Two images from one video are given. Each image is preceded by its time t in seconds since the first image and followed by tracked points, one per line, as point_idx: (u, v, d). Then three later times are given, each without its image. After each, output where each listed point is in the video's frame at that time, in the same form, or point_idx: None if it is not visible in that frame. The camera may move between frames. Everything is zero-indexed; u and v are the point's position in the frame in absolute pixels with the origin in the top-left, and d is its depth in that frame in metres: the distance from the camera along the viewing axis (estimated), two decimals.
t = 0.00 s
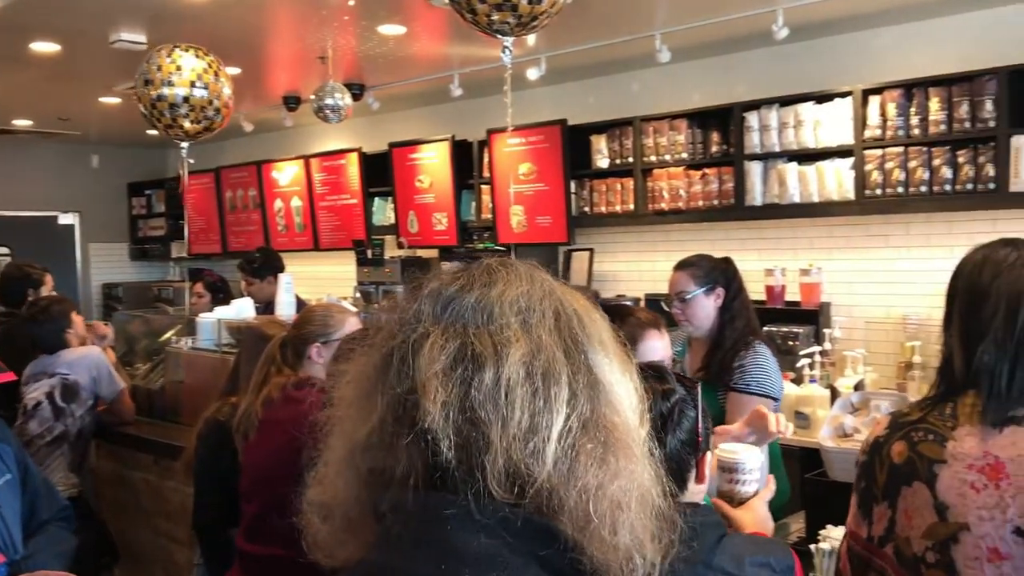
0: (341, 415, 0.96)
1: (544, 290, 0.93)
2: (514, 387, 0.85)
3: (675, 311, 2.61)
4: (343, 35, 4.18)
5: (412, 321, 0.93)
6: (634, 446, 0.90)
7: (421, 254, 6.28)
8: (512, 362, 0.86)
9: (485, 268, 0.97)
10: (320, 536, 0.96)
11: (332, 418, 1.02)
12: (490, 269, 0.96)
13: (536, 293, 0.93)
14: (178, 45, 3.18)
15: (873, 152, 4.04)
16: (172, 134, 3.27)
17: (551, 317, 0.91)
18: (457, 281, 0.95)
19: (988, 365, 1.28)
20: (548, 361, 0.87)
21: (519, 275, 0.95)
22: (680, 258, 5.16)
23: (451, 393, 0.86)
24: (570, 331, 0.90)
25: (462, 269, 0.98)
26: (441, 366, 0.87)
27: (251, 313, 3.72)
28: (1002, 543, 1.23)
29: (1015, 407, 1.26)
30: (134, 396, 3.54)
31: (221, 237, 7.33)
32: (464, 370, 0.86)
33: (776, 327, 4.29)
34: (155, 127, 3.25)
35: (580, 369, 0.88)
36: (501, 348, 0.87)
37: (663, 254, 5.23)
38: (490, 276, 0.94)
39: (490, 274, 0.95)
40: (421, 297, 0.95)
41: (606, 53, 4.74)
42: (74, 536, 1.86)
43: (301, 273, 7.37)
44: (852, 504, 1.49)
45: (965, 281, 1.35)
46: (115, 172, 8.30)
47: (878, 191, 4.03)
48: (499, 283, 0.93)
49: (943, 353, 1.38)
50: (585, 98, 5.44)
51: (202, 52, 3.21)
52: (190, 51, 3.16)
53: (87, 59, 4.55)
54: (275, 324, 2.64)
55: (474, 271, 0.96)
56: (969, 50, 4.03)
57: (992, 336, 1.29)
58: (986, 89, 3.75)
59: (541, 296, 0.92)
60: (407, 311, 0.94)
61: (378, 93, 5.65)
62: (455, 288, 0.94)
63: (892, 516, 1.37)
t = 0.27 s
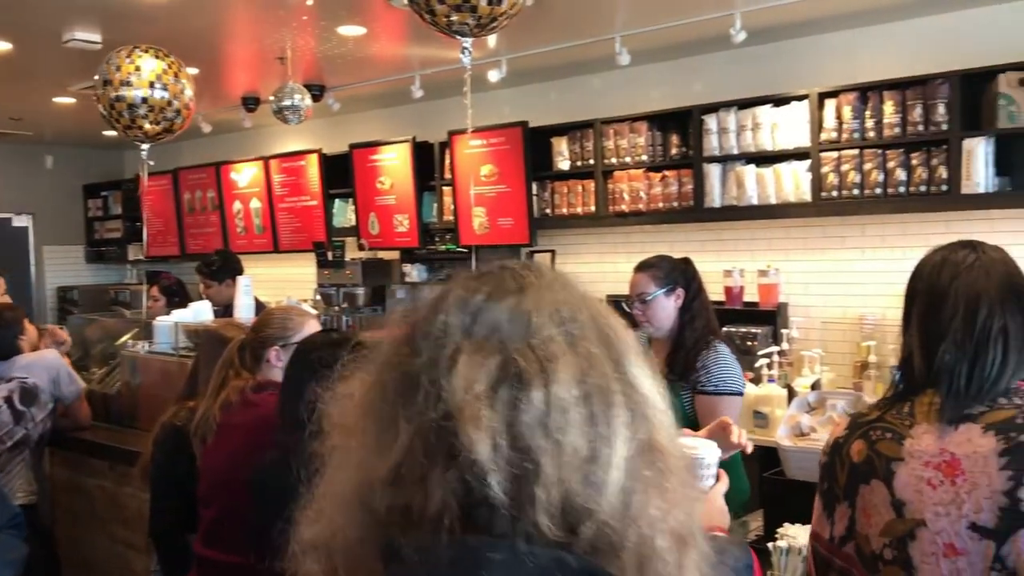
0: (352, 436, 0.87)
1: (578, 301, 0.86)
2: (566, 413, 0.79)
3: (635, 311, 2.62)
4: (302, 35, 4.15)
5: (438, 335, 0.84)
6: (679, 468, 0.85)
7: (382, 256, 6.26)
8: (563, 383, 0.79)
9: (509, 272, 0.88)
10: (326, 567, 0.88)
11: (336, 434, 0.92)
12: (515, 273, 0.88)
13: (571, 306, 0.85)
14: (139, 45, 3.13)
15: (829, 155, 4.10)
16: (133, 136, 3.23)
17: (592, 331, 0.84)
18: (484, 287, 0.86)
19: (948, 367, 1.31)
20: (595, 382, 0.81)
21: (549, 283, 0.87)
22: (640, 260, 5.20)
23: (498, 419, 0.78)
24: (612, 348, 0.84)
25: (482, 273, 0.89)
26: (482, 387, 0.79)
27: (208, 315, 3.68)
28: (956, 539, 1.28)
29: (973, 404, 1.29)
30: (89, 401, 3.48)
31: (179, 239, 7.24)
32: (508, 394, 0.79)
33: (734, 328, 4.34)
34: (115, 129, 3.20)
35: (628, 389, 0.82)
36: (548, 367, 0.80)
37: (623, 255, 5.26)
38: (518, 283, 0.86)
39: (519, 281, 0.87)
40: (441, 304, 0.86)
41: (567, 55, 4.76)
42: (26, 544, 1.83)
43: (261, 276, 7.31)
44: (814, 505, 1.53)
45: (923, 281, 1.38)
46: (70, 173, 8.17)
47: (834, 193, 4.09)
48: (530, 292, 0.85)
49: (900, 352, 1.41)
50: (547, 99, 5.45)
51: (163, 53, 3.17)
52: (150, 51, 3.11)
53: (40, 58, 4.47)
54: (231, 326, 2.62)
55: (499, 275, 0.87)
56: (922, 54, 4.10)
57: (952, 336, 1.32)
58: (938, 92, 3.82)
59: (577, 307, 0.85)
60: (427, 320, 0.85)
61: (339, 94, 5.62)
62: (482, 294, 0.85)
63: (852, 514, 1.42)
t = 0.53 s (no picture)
0: None
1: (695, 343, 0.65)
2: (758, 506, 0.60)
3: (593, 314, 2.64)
4: (258, 37, 4.12)
5: (592, 425, 0.57)
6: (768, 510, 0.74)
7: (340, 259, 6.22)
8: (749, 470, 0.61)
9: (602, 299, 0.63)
10: None
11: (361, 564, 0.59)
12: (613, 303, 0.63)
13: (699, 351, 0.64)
14: (91, 47, 3.09)
15: (782, 159, 4.16)
16: (86, 138, 3.18)
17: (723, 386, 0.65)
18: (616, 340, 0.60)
19: (907, 364, 1.34)
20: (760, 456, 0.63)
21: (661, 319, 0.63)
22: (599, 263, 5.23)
23: (703, 538, 0.58)
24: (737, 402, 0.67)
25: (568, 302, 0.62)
26: (675, 499, 0.57)
27: (162, 320, 3.63)
28: (904, 534, 1.31)
29: (927, 396, 1.33)
30: (40, 408, 3.41)
31: (133, 243, 7.13)
32: (701, 500, 0.58)
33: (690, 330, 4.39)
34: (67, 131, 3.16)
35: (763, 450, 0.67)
36: (732, 454, 0.60)
37: (582, 259, 5.28)
38: (647, 328, 0.62)
39: (635, 321, 0.61)
40: (550, 370, 0.58)
41: (525, 59, 4.77)
42: None
43: (217, 280, 7.22)
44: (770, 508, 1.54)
45: (873, 282, 1.41)
46: (21, 176, 8.02)
47: (788, 197, 4.15)
48: (667, 340, 0.62)
49: (854, 352, 1.44)
50: (506, 103, 5.46)
51: (116, 54, 3.13)
52: (102, 52, 3.07)
53: None
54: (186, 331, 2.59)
55: (599, 315, 0.61)
56: (872, 60, 4.19)
57: (907, 333, 1.35)
58: (889, 98, 3.89)
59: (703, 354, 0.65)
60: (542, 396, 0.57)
61: (296, 96, 5.59)
62: (608, 351, 0.59)
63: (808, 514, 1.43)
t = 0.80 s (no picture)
0: None
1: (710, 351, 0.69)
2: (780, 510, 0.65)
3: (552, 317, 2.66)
4: (215, 39, 4.08)
5: (626, 439, 0.60)
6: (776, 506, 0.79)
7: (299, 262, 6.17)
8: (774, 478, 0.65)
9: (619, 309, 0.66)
10: None
11: None
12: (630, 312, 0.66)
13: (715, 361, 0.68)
14: (37, 47, 3.04)
15: (739, 163, 4.22)
16: (33, 141, 3.13)
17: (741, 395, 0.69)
18: (639, 352, 0.63)
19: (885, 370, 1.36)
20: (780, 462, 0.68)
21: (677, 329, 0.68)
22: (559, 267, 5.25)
23: (740, 544, 0.61)
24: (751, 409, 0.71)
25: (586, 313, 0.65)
26: (709, 508, 0.61)
27: (117, 325, 3.58)
28: (856, 526, 1.33)
29: (887, 393, 1.35)
30: None
31: (87, 247, 7.01)
32: (732, 508, 0.62)
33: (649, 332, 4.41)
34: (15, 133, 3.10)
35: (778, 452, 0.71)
36: (758, 461, 0.64)
37: (542, 262, 5.30)
38: (669, 340, 0.65)
39: (661, 335, 0.65)
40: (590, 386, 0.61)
41: (484, 63, 4.78)
42: None
43: (174, 284, 7.13)
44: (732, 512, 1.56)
45: (829, 282, 1.44)
46: None
47: (744, 201, 4.20)
48: (688, 350, 0.66)
49: (809, 352, 1.46)
50: (466, 106, 5.46)
51: (63, 54, 3.07)
52: (48, 52, 3.02)
53: None
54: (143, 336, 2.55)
55: (627, 330, 0.64)
56: (825, 67, 4.26)
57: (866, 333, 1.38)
58: (842, 104, 3.95)
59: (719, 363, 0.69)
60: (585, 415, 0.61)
61: (253, 99, 5.54)
62: (643, 370, 0.63)
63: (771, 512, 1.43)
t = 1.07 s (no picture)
0: None
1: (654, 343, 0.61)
2: (707, 522, 0.56)
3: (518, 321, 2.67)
4: (175, 40, 4.04)
5: (517, 432, 0.54)
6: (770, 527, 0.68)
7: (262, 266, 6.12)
8: (700, 484, 0.56)
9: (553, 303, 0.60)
10: None
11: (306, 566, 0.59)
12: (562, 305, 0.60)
13: (659, 354, 0.60)
14: None
15: (701, 166, 4.25)
16: None
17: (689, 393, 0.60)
18: (552, 344, 0.57)
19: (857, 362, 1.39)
20: (722, 470, 0.59)
21: (613, 320, 0.60)
22: (523, 269, 5.26)
23: (640, 557, 0.53)
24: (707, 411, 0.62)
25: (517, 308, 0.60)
26: (608, 511, 0.53)
27: (76, 329, 3.53)
28: (819, 521, 1.35)
29: (853, 389, 1.38)
30: None
31: (45, 250, 6.90)
32: (640, 515, 0.54)
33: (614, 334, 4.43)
34: None
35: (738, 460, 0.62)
36: (679, 465, 0.56)
37: (507, 264, 5.30)
38: (594, 330, 0.59)
39: (587, 322, 0.59)
40: (493, 371, 0.56)
41: (447, 65, 4.78)
42: None
43: (134, 288, 7.04)
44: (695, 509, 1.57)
45: (793, 284, 1.46)
46: None
47: (706, 203, 4.24)
48: (614, 341, 0.59)
49: (770, 355, 1.49)
50: (430, 108, 5.45)
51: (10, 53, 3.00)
52: None
53: None
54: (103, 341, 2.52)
55: (554, 316, 0.59)
56: (785, 71, 4.32)
57: (830, 332, 1.41)
58: (802, 107, 4.01)
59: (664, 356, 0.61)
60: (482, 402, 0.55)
61: (214, 100, 5.49)
62: (555, 357, 0.56)
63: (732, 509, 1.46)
